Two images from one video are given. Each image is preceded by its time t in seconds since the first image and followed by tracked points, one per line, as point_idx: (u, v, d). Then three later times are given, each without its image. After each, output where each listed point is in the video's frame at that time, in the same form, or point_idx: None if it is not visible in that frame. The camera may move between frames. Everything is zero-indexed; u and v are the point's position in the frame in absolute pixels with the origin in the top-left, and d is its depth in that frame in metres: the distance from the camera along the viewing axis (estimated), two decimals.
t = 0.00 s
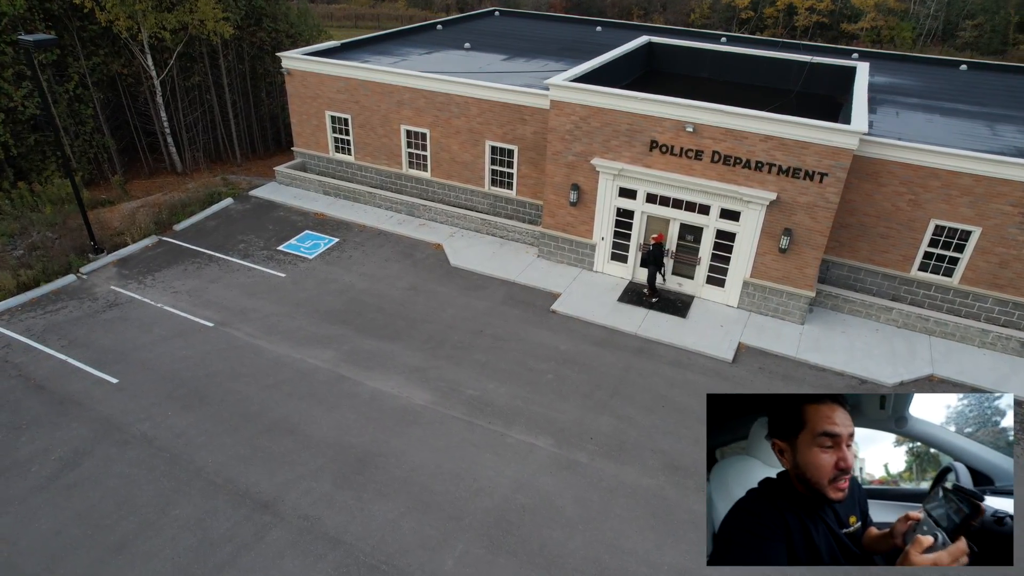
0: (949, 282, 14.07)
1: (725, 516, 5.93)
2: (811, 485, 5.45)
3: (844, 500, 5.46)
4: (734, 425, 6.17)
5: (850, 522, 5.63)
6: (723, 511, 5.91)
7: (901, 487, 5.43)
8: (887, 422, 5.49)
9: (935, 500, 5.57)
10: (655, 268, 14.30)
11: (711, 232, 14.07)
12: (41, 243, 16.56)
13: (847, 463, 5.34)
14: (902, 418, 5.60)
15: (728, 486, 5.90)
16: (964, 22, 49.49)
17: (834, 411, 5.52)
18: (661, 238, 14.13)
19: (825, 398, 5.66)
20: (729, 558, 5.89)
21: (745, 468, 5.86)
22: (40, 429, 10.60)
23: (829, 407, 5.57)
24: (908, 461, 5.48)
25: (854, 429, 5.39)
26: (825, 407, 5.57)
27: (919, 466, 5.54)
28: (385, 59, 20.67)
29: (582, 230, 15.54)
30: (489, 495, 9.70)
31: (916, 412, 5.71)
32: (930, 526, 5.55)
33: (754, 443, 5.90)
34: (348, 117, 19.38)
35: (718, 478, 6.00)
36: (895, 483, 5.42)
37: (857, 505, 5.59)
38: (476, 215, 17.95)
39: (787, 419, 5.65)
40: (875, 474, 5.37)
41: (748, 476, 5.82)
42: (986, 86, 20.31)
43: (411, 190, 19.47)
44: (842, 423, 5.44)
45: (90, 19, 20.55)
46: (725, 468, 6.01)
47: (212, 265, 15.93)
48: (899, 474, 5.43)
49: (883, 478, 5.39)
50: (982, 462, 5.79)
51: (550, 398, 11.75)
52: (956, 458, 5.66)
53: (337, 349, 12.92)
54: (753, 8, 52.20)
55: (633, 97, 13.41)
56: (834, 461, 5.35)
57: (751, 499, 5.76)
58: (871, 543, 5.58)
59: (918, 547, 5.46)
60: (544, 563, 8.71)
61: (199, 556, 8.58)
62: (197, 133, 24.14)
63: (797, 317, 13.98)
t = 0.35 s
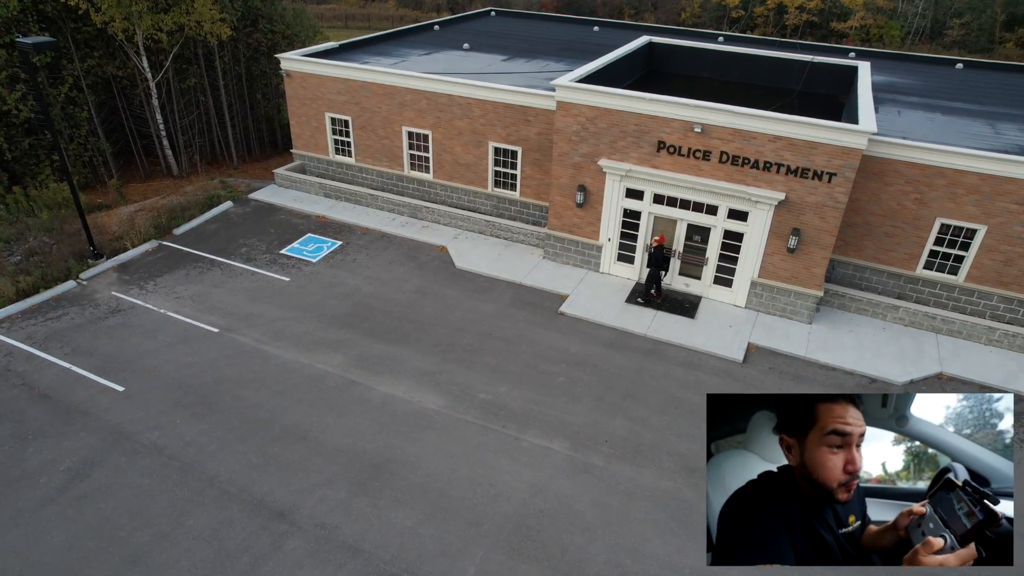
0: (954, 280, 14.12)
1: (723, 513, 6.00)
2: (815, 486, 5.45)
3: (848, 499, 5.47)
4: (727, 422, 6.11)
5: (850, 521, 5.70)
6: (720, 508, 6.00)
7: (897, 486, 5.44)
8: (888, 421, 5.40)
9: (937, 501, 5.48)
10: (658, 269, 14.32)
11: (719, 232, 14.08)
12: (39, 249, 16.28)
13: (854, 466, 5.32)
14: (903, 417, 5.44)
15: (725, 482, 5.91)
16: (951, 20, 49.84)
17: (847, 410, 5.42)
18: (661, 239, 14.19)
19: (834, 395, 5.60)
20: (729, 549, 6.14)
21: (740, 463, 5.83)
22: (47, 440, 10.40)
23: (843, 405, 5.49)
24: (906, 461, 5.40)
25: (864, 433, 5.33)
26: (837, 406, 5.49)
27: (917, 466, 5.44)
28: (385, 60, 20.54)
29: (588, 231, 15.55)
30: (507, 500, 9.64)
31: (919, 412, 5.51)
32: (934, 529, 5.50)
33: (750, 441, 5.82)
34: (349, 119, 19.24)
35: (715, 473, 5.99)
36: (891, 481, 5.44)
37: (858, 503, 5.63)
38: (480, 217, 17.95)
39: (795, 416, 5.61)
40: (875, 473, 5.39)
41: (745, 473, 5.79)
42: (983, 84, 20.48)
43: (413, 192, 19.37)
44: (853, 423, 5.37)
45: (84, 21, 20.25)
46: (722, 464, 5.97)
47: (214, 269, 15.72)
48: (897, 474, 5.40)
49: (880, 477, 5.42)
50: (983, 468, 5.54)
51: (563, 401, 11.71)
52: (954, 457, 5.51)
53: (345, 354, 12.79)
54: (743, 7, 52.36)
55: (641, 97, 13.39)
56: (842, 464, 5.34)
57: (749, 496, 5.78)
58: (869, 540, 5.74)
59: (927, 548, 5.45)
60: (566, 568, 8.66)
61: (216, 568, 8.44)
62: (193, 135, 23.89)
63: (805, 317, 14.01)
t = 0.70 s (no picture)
0: (960, 278, 14.21)
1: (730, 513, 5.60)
2: (813, 483, 5.17)
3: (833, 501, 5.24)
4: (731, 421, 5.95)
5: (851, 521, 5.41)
6: (729, 509, 5.59)
7: (903, 488, 5.34)
8: (891, 424, 5.37)
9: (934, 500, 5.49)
10: (661, 270, 14.39)
11: (728, 233, 14.11)
12: (37, 256, 15.98)
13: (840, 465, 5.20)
14: (907, 419, 5.44)
15: (732, 481, 5.56)
16: (938, 20, 50.33)
17: (835, 411, 5.39)
18: (664, 241, 14.25)
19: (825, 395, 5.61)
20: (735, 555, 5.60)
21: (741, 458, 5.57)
22: (56, 451, 10.19)
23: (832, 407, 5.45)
24: (910, 463, 5.36)
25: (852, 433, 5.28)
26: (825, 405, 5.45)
27: (922, 469, 5.43)
28: (385, 62, 20.45)
29: (596, 233, 15.59)
30: (528, 506, 9.57)
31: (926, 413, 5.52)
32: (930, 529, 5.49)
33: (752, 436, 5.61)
34: (350, 121, 19.11)
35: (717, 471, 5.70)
36: (897, 484, 5.32)
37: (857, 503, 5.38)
38: (485, 218, 17.89)
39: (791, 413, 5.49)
40: (877, 474, 5.24)
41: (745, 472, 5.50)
42: (980, 83, 20.69)
43: (415, 194, 19.28)
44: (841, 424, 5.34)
45: (78, 23, 19.95)
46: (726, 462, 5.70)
47: (218, 274, 15.52)
48: (901, 476, 5.33)
49: (885, 479, 5.27)
50: (989, 470, 5.67)
51: (578, 404, 11.66)
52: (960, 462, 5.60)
53: (355, 359, 12.65)
54: (733, 6, 52.58)
55: (650, 98, 13.38)
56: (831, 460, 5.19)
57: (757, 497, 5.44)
58: (870, 542, 5.46)
59: (917, 540, 5.42)
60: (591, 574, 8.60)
61: None
62: (189, 139, 23.64)
63: (815, 316, 14.03)
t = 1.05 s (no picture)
0: (965, 276, 14.29)
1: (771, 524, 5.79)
2: (849, 509, 5.24)
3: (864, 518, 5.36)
4: (757, 437, 5.91)
5: (875, 536, 5.60)
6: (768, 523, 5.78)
7: (926, 495, 5.38)
8: (911, 436, 5.28)
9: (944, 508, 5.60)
10: (664, 271, 14.44)
11: (735, 233, 14.13)
12: (35, 262, 15.72)
13: (869, 491, 5.19)
14: (925, 430, 5.36)
15: (769, 501, 5.64)
16: (926, 18, 50.76)
17: (867, 437, 5.20)
18: (666, 241, 14.31)
19: (847, 413, 5.35)
20: (772, 565, 5.96)
21: (777, 482, 5.57)
22: (64, 463, 10.00)
23: (859, 433, 5.22)
24: (932, 471, 5.37)
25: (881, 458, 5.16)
26: (853, 433, 5.21)
27: (946, 475, 5.46)
28: (385, 63, 20.33)
29: (602, 234, 15.61)
30: (546, 511, 9.50)
31: (944, 420, 5.43)
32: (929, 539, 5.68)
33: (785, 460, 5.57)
34: (351, 123, 18.96)
35: (753, 491, 5.72)
36: (920, 492, 5.34)
37: (882, 520, 5.49)
38: (488, 220, 17.81)
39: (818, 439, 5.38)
40: (899, 484, 5.22)
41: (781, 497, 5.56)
42: (976, 81, 20.87)
43: (417, 196, 19.17)
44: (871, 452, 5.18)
45: (72, 24, 19.66)
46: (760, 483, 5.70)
47: (220, 279, 15.33)
48: (923, 484, 5.34)
49: (907, 487, 5.27)
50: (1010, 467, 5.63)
51: (591, 407, 11.62)
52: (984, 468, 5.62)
53: (365, 364, 12.54)
54: (724, 5, 52.74)
55: (658, 99, 13.42)
56: (859, 489, 5.18)
57: (798, 519, 5.59)
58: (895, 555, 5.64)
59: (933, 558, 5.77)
60: None
61: None
62: (185, 142, 23.40)
63: (822, 316, 14.06)
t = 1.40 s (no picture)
0: (935, 266, 14.72)
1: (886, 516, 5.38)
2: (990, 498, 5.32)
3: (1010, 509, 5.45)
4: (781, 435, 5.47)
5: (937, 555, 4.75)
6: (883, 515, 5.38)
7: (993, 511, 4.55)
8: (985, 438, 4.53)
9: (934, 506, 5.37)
10: (642, 268, 14.55)
11: (716, 230, 14.29)
12: None
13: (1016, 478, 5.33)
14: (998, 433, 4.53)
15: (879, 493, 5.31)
16: (877, 15, 52.26)
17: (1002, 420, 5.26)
18: (642, 238, 14.43)
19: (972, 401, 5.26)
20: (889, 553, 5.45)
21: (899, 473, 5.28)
22: (42, 491, 9.54)
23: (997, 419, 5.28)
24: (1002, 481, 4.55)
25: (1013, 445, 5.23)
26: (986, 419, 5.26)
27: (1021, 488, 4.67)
28: (357, 66, 20.03)
29: (584, 234, 15.63)
30: (547, 515, 9.44)
31: None
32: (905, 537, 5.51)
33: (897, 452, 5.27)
34: (324, 127, 18.61)
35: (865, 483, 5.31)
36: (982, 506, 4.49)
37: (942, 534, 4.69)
38: (467, 223, 17.68)
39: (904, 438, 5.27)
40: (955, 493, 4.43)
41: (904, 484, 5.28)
42: (934, 76, 21.56)
43: (394, 201, 18.91)
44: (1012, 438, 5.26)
45: (26, 29, 18.89)
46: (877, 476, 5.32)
47: (195, 291, 14.87)
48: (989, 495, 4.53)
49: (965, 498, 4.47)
50: None
51: (584, 408, 11.60)
52: None
53: (352, 373, 12.29)
54: (684, 3, 53.48)
55: (638, 99, 13.51)
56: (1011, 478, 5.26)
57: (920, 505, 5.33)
58: None
59: None
60: None
61: None
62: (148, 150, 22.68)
63: (802, 309, 14.32)
